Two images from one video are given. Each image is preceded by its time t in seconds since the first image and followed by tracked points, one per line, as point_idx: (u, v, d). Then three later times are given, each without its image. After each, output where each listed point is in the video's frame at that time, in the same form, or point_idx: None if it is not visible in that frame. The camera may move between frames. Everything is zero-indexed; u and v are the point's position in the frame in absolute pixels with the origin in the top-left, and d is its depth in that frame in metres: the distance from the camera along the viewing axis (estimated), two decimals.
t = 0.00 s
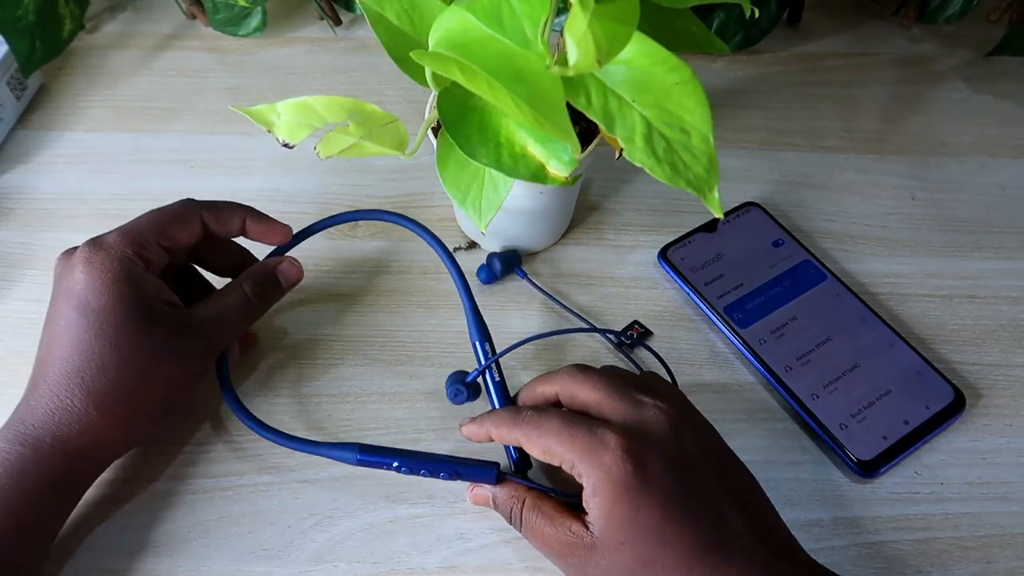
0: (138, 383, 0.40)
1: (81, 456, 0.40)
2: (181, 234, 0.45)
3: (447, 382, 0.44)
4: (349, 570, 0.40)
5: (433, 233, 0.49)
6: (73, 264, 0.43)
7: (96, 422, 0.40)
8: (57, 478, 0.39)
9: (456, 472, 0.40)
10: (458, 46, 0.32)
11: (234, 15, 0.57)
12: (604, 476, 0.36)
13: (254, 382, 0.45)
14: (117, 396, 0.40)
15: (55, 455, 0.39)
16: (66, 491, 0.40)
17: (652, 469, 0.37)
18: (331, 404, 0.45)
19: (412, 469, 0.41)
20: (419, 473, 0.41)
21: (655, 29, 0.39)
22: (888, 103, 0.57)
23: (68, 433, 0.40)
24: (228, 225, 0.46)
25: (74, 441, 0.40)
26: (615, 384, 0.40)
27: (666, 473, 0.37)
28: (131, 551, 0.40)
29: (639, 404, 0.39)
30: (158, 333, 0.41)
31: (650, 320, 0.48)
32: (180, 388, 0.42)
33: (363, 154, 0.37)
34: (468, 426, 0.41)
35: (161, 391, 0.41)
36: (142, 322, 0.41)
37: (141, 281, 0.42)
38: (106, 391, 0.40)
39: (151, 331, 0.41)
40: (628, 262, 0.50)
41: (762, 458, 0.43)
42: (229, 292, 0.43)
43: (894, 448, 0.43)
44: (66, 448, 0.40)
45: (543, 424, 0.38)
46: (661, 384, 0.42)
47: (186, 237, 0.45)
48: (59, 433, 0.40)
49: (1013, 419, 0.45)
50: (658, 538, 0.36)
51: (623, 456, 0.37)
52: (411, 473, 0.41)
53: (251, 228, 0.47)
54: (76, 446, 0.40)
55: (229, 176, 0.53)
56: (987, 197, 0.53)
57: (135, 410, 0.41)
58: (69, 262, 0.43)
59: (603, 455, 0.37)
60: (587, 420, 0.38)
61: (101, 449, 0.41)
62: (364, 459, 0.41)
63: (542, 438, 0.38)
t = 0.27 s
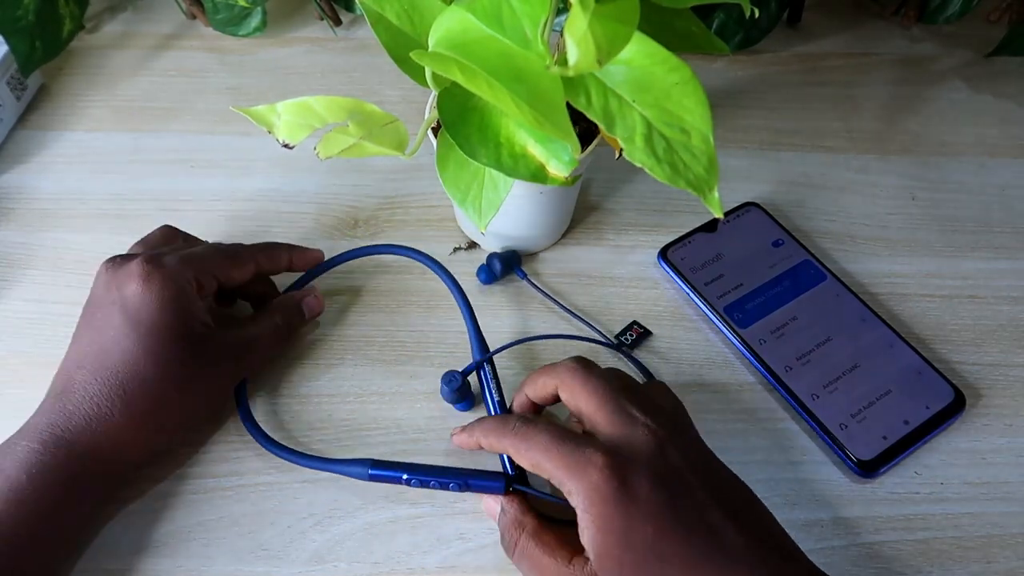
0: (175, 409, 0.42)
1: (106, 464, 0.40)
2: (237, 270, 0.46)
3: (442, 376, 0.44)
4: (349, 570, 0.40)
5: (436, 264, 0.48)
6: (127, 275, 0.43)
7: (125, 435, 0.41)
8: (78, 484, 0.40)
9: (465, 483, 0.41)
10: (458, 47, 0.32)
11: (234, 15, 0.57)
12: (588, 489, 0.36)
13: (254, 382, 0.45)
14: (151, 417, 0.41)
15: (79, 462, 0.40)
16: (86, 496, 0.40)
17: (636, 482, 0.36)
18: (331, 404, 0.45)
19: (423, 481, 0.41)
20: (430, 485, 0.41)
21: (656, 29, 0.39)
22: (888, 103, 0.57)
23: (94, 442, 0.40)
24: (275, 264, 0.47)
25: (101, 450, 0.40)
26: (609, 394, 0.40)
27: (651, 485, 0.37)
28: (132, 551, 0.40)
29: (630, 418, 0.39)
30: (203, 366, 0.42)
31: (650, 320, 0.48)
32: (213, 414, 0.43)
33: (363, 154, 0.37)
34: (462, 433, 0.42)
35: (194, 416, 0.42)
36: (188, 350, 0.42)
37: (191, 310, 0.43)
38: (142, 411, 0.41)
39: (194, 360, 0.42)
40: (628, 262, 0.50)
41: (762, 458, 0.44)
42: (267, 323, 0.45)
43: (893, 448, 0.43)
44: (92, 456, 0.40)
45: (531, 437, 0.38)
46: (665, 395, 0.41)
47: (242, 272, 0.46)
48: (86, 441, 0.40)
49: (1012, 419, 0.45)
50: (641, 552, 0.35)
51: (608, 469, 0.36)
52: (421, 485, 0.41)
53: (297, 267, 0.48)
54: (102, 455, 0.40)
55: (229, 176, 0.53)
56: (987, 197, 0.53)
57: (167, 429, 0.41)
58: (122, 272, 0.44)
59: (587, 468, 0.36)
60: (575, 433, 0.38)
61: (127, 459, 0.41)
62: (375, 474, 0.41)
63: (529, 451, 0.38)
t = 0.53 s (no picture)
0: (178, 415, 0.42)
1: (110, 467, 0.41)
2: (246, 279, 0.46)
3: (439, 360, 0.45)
4: (349, 570, 0.40)
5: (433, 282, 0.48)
6: (137, 279, 0.44)
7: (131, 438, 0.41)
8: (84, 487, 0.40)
9: (458, 496, 0.41)
10: (458, 47, 0.32)
11: (234, 15, 0.56)
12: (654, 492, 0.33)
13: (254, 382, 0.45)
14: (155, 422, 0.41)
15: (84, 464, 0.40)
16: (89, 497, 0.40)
17: (715, 496, 0.34)
18: (331, 404, 0.45)
19: (417, 492, 0.41)
20: (424, 497, 0.41)
21: (656, 29, 0.39)
22: (888, 103, 0.57)
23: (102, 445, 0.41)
24: (281, 272, 0.47)
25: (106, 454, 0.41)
26: (690, 384, 0.36)
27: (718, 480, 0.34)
28: (132, 551, 0.40)
29: (709, 417, 0.35)
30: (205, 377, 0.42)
31: (650, 320, 0.48)
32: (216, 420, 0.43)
33: (363, 154, 0.37)
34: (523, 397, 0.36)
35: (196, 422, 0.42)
36: (195, 355, 0.42)
37: (198, 316, 0.43)
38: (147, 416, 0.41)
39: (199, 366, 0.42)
40: (628, 262, 0.50)
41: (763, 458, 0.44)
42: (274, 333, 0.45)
43: (893, 448, 0.43)
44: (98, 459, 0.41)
45: (596, 426, 0.34)
46: (758, 377, 0.39)
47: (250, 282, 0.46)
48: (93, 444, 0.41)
49: (1013, 419, 0.45)
50: (714, 569, 0.32)
51: (678, 474, 0.33)
52: (415, 496, 0.42)
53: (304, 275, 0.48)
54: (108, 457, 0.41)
55: (229, 177, 0.53)
56: (987, 197, 0.53)
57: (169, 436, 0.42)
58: (132, 276, 0.44)
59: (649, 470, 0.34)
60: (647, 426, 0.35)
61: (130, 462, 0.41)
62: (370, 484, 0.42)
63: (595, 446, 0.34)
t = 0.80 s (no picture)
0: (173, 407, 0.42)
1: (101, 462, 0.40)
2: (224, 256, 0.46)
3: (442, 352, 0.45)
4: (349, 570, 0.40)
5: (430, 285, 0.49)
6: (117, 270, 0.44)
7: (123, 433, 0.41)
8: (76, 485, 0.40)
9: (456, 495, 0.41)
10: (458, 47, 0.32)
11: (234, 15, 0.56)
12: (1002, 495, 0.39)
13: (255, 383, 0.45)
14: (147, 415, 0.41)
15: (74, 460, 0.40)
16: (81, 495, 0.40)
17: None
18: (331, 404, 0.45)
19: (414, 492, 0.42)
20: (421, 496, 0.42)
21: (657, 29, 0.39)
22: (888, 103, 0.57)
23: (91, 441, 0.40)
24: (261, 248, 0.47)
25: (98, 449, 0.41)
26: None
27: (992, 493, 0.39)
28: (132, 551, 0.40)
29: None
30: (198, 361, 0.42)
31: (650, 320, 0.48)
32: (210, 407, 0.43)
33: (364, 154, 0.37)
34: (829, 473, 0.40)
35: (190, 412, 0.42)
36: (180, 339, 0.42)
37: (179, 298, 0.43)
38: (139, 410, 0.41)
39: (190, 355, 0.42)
40: (628, 262, 0.50)
41: (762, 458, 0.44)
42: (258, 317, 0.45)
43: (894, 448, 0.43)
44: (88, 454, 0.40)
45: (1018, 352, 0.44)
46: None
47: (228, 256, 0.46)
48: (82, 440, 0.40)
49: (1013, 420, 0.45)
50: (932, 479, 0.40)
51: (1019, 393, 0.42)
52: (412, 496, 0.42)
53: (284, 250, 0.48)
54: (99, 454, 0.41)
55: (229, 177, 0.53)
56: (987, 197, 0.53)
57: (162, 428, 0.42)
58: (113, 267, 0.44)
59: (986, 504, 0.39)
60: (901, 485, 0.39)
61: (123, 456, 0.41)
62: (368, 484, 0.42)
63: None
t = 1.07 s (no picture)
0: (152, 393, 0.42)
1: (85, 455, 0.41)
2: (192, 240, 0.46)
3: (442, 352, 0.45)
4: (349, 570, 0.40)
5: (430, 286, 0.49)
6: (85, 266, 0.44)
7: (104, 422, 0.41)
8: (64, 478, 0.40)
9: (456, 495, 0.41)
10: (458, 47, 0.32)
11: (234, 15, 0.56)
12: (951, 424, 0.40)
13: (254, 384, 0.45)
14: (124, 404, 0.41)
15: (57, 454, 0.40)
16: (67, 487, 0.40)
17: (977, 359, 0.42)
18: (330, 404, 0.45)
19: (414, 492, 0.41)
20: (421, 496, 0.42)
21: (657, 28, 0.39)
22: (888, 103, 0.57)
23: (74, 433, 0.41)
24: (233, 232, 0.47)
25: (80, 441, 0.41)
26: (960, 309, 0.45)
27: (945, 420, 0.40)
28: (132, 551, 0.40)
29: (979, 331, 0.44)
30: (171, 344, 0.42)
31: (650, 320, 0.48)
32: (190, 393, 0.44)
33: (363, 154, 0.37)
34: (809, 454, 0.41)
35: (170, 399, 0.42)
36: (148, 322, 0.42)
37: (146, 284, 0.43)
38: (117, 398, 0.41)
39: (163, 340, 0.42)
40: (627, 262, 0.50)
41: (763, 458, 0.44)
42: (234, 301, 0.45)
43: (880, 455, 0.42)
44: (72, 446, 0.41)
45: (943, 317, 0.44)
46: None
47: (195, 242, 0.46)
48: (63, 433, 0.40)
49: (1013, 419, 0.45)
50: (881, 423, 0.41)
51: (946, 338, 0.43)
52: (412, 496, 0.42)
53: (256, 236, 0.48)
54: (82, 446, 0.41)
55: (229, 177, 0.53)
56: (987, 196, 0.53)
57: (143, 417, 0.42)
58: (80, 265, 0.44)
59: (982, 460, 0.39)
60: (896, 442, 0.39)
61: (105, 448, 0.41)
62: (367, 483, 0.42)
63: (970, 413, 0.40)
